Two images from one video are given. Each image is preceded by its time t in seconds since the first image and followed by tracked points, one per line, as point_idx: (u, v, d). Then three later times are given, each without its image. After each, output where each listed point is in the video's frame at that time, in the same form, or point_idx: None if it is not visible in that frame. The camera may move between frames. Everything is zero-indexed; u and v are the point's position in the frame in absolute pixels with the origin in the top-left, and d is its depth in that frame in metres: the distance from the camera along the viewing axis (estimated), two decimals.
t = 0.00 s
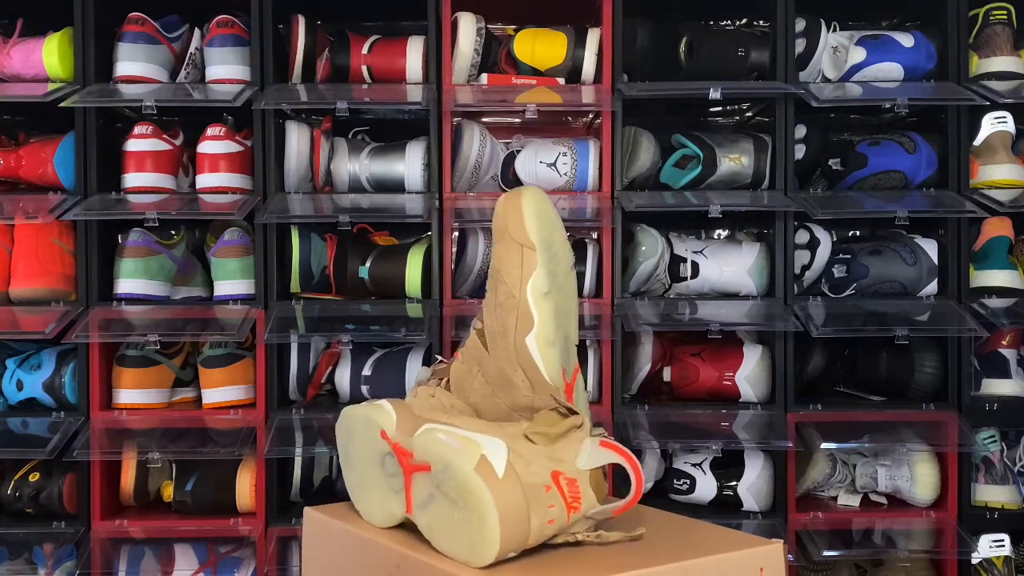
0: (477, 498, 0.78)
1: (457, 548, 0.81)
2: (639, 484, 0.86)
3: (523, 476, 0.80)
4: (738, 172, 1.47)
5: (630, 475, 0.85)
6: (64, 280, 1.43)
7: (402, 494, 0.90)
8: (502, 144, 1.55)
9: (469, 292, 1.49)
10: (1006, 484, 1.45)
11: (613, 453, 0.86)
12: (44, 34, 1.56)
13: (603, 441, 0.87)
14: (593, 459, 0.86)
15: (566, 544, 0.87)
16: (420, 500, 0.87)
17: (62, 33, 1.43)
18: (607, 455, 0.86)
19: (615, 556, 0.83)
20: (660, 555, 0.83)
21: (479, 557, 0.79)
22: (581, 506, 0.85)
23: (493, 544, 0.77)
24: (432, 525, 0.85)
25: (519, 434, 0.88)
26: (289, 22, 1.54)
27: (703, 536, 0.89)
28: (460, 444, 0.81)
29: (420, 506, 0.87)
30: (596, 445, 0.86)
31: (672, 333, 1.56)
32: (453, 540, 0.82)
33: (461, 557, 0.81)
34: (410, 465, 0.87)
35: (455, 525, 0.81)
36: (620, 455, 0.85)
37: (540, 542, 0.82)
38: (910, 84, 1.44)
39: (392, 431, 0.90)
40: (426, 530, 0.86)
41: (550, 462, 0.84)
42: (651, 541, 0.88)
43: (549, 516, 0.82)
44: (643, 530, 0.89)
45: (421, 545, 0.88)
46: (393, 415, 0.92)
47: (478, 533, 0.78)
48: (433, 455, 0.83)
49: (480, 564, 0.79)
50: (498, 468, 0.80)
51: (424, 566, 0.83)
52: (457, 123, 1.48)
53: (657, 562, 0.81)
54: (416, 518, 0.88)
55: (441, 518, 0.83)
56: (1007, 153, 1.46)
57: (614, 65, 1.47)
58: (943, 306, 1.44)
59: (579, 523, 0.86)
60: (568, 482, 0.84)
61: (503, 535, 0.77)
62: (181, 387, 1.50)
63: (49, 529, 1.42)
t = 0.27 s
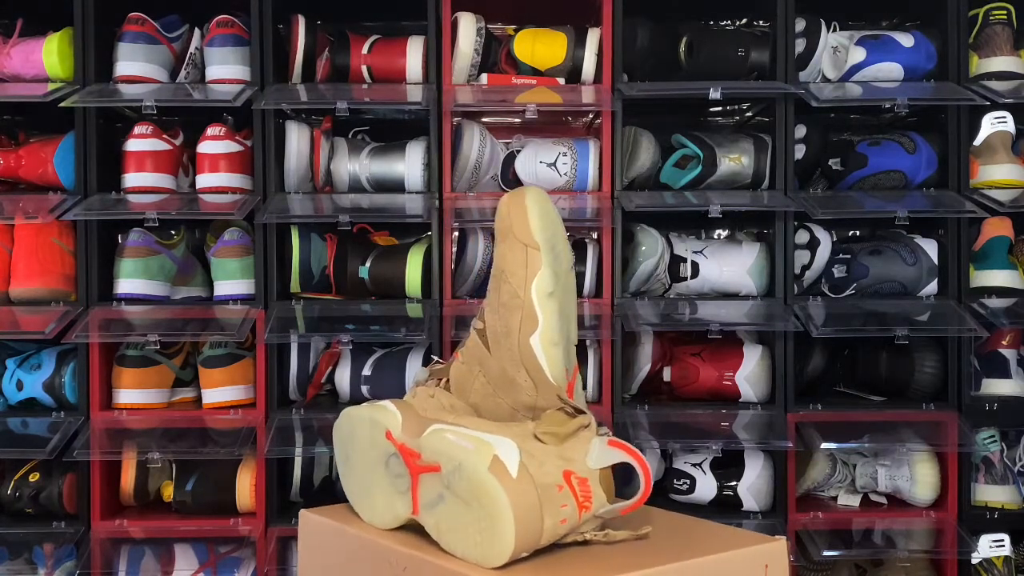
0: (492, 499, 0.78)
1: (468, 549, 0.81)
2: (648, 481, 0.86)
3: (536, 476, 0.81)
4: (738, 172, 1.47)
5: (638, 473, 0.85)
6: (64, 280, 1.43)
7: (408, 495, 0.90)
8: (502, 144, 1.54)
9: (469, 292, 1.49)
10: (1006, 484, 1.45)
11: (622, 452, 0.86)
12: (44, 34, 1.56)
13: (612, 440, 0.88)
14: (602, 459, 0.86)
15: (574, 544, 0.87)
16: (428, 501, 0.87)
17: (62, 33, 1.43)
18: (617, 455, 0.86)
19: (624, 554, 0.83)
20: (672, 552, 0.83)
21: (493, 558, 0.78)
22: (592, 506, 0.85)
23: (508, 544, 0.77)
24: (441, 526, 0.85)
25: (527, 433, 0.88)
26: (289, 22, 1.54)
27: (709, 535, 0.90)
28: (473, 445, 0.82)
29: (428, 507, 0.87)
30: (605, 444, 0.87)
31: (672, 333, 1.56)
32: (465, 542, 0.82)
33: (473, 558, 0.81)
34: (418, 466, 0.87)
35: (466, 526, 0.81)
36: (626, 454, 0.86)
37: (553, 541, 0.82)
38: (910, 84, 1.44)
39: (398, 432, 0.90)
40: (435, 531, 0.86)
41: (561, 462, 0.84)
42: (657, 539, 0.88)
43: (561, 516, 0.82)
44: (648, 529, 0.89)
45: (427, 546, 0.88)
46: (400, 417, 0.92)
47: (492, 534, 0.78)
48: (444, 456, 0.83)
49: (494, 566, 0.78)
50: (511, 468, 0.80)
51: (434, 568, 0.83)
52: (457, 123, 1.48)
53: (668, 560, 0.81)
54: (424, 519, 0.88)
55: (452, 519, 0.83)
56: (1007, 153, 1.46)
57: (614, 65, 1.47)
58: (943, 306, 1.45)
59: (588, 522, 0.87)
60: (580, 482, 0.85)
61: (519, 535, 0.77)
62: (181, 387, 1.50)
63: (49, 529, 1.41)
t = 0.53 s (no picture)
0: (505, 498, 0.78)
1: (480, 549, 0.81)
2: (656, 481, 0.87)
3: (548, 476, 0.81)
4: (738, 172, 1.47)
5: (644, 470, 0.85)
6: (64, 280, 1.43)
7: (414, 495, 0.90)
8: (502, 144, 1.54)
9: (469, 292, 1.49)
10: (1006, 484, 1.45)
11: (630, 451, 0.86)
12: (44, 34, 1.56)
13: (619, 439, 0.88)
14: (611, 458, 0.87)
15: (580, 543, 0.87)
16: (436, 502, 0.87)
17: (62, 33, 1.43)
18: (624, 454, 0.86)
19: (633, 553, 0.84)
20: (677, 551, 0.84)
21: (506, 558, 0.79)
22: (602, 505, 0.85)
23: (522, 544, 0.77)
24: (450, 526, 0.85)
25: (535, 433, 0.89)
26: (289, 22, 1.54)
27: (712, 534, 0.91)
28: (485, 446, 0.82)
29: (437, 507, 0.87)
30: (613, 443, 0.87)
31: (672, 333, 1.56)
32: (476, 542, 0.82)
33: (485, 559, 0.81)
34: (425, 466, 0.87)
35: (478, 527, 0.81)
36: (634, 454, 0.86)
37: (564, 541, 0.83)
38: (910, 84, 1.44)
39: (405, 433, 0.90)
40: (444, 532, 0.86)
41: (571, 462, 0.85)
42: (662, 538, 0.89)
43: (573, 516, 0.83)
44: (654, 528, 0.90)
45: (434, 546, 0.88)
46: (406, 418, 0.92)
47: (506, 534, 0.78)
48: (455, 456, 0.84)
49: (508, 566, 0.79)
50: (524, 468, 0.80)
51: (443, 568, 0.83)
52: (457, 123, 1.48)
53: (678, 558, 0.82)
54: (431, 520, 0.88)
55: (462, 519, 0.83)
56: (1006, 153, 1.46)
57: (614, 65, 1.47)
58: (943, 306, 1.45)
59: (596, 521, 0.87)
60: (591, 481, 0.85)
61: (533, 535, 0.77)
62: (181, 387, 1.50)
63: (49, 529, 1.41)
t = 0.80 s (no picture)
0: (519, 497, 0.79)
1: (491, 550, 0.82)
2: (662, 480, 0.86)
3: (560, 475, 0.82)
4: (738, 172, 1.47)
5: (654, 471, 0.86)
6: (64, 280, 1.43)
7: (419, 497, 0.89)
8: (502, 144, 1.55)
9: (469, 292, 1.49)
10: (1007, 484, 1.45)
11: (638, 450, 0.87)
12: (44, 34, 1.56)
13: (626, 438, 0.88)
14: (620, 457, 0.88)
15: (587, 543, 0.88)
16: (444, 503, 0.87)
17: (62, 33, 1.43)
18: (633, 453, 0.87)
19: (641, 551, 0.85)
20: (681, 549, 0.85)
21: (519, 558, 0.79)
22: (612, 505, 0.87)
23: (538, 543, 0.78)
24: (459, 527, 0.85)
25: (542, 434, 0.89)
26: (289, 22, 1.54)
27: (714, 531, 0.92)
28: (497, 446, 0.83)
29: (444, 508, 0.87)
30: (621, 443, 0.88)
31: (672, 333, 1.56)
32: (487, 543, 0.82)
33: (496, 559, 0.81)
34: (432, 467, 0.88)
35: (489, 527, 0.82)
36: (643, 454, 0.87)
37: (575, 540, 0.83)
38: (910, 84, 1.44)
39: (412, 434, 0.90)
40: (452, 533, 0.86)
41: (582, 461, 0.86)
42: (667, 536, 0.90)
43: (585, 515, 0.84)
44: (659, 526, 0.91)
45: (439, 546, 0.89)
46: (411, 419, 0.92)
47: (520, 534, 0.79)
48: (466, 457, 0.84)
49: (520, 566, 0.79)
50: (537, 468, 0.81)
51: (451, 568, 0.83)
52: (457, 123, 1.48)
53: (686, 556, 0.83)
54: (438, 521, 0.88)
55: (472, 520, 0.84)
56: (1006, 153, 1.46)
57: (614, 65, 1.47)
58: (943, 306, 1.44)
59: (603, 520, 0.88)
60: (601, 480, 0.86)
61: (547, 533, 0.78)
62: (181, 387, 1.50)
63: (49, 529, 1.41)
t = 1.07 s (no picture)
0: (533, 496, 0.79)
1: (503, 550, 0.82)
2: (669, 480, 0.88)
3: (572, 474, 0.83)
4: (738, 172, 1.47)
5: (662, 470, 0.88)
6: (64, 280, 1.43)
7: (426, 498, 0.89)
8: (502, 144, 1.54)
9: (469, 292, 1.49)
10: (1007, 484, 1.45)
11: (645, 449, 0.89)
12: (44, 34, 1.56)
13: (633, 438, 0.91)
14: (628, 456, 0.90)
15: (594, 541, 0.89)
16: (452, 504, 0.87)
17: (62, 33, 1.43)
18: (640, 452, 0.89)
19: (647, 550, 0.86)
20: (686, 547, 0.87)
21: (533, 558, 0.79)
22: (622, 504, 0.88)
23: (553, 542, 0.78)
24: (468, 528, 0.85)
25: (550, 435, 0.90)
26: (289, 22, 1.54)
27: (716, 530, 0.94)
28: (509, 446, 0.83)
29: (452, 509, 0.87)
30: (629, 442, 0.90)
31: (672, 333, 1.56)
32: (498, 543, 0.82)
33: (508, 559, 0.82)
34: (441, 468, 0.88)
35: (501, 527, 0.82)
36: (653, 453, 0.89)
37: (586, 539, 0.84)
38: (910, 84, 1.44)
39: (419, 435, 0.90)
40: (461, 534, 0.86)
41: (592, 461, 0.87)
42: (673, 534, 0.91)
43: (596, 514, 0.84)
44: (663, 525, 0.92)
45: (446, 547, 0.89)
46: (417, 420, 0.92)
47: (535, 533, 0.79)
48: (477, 457, 0.84)
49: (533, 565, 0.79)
50: (549, 467, 0.82)
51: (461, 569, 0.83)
52: (457, 123, 1.48)
53: (693, 554, 0.84)
54: (445, 522, 0.88)
55: (482, 520, 0.84)
56: (1006, 153, 1.46)
57: (614, 65, 1.47)
58: (943, 306, 1.44)
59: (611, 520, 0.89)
60: (611, 480, 0.88)
61: (562, 532, 0.79)
62: (181, 387, 1.50)
63: (49, 529, 1.41)
